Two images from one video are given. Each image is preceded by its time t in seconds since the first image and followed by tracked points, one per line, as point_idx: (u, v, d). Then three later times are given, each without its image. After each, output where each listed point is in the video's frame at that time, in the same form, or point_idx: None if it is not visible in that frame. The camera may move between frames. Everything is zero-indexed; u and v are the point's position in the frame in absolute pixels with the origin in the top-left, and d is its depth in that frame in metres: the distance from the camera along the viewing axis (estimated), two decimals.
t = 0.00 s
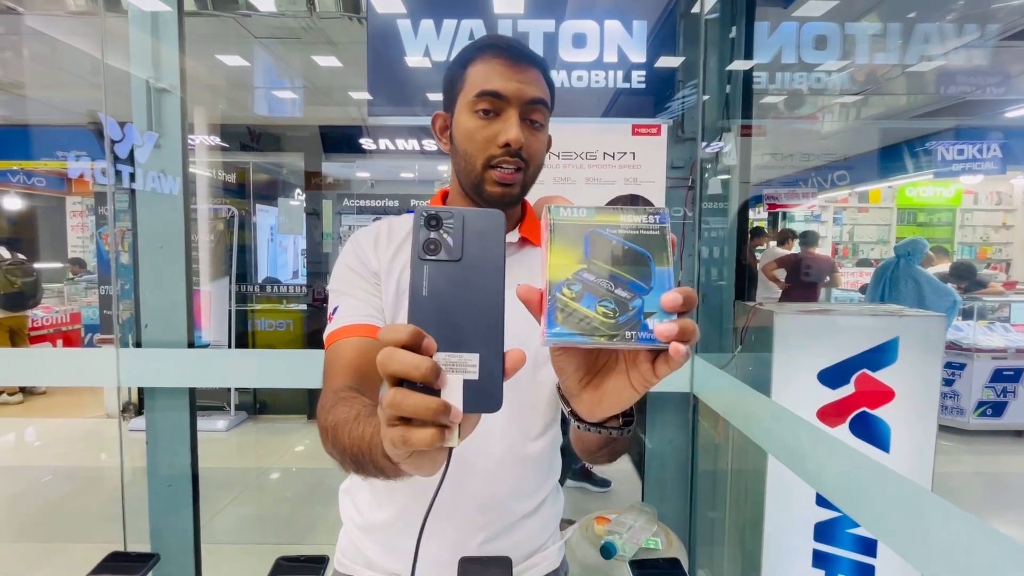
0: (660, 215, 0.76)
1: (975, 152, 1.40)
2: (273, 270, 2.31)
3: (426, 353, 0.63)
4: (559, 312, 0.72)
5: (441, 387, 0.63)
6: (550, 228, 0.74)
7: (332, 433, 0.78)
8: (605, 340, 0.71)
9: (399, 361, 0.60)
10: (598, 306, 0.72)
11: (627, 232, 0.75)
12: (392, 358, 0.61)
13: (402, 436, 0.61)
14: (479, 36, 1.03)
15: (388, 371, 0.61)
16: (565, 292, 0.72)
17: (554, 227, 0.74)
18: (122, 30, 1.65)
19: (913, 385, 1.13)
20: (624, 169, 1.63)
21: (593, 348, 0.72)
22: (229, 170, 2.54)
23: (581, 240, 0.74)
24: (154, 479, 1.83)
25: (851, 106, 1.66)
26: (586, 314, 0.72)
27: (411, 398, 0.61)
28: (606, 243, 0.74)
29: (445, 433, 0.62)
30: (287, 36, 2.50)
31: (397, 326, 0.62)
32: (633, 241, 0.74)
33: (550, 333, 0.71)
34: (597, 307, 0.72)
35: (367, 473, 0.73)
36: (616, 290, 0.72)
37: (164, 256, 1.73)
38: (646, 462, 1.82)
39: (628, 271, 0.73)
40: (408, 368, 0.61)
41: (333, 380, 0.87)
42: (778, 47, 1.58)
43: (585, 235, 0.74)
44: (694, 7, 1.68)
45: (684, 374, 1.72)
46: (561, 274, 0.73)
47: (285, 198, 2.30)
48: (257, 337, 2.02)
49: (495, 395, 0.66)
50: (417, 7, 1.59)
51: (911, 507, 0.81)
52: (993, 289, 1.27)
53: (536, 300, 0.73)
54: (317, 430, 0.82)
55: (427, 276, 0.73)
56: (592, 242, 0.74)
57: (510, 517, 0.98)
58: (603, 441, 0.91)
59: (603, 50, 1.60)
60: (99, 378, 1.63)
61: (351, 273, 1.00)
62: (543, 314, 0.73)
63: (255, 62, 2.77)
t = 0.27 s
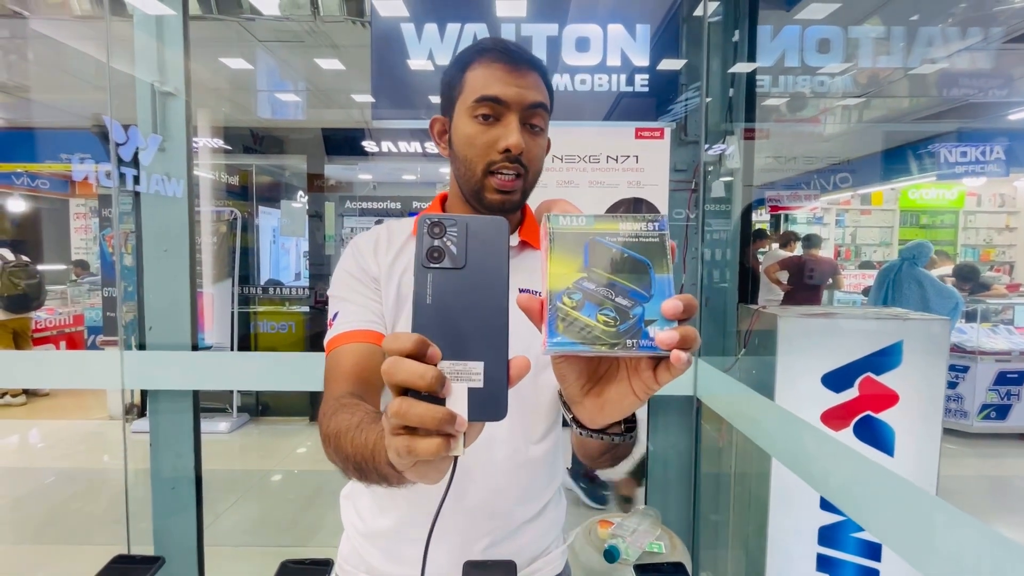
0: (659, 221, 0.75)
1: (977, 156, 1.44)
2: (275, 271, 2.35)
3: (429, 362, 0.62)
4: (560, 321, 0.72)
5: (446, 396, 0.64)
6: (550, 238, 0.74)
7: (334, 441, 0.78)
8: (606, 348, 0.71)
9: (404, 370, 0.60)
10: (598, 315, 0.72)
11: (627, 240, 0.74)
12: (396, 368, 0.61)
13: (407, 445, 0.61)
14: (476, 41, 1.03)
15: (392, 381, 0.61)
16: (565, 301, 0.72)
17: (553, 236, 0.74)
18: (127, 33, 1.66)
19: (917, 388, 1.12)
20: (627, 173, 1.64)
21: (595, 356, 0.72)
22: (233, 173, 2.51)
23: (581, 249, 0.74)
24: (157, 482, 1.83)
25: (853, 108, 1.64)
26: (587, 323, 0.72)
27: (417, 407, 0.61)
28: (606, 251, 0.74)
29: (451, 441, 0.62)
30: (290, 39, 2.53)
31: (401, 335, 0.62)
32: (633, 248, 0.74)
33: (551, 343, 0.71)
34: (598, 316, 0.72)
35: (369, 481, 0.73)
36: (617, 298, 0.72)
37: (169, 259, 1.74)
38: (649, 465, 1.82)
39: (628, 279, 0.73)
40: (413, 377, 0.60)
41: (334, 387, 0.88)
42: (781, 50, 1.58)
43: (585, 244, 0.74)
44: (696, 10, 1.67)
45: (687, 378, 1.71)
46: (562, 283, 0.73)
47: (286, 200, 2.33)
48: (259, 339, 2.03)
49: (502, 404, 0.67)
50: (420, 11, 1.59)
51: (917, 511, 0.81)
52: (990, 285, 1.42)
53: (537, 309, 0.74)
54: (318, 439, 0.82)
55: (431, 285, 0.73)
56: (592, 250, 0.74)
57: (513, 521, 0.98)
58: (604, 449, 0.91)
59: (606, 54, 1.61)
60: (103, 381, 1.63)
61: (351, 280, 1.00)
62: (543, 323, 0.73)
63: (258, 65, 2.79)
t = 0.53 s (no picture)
0: (655, 219, 0.75)
1: (979, 156, 1.33)
2: (276, 272, 2.36)
3: (427, 355, 0.63)
4: (559, 318, 0.72)
5: (446, 390, 0.64)
6: (546, 235, 0.74)
7: (335, 442, 0.78)
8: (605, 345, 0.71)
9: (404, 365, 0.61)
10: (597, 312, 0.72)
11: (624, 237, 0.75)
12: (395, 362, 0.61)
13: (407, 440, 0.61)
14: (475, 40, 1.03)
15: (392, 376, 0.61)
16: (564, 299, 0.72)
17: (550, 234, 0.75)
18: (130, 34, 1.67)
19: (920, 389, 1.12)
20: (629, 173, 1.64)
21: (594, 353, 0.72)
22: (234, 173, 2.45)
23: (578, 247, 0.74)
24: (159, 482, 1.83)
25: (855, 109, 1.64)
26: (586, 320, 0.72)
27: (416, 401, 0.61)
28: (603, 249, 0.74)
29: (451, 435, 0.62)
30: (292, 40, 2.54)
31: (400, 331, 0.62)
32: (630, 245, 0.74)
33: (551, 340, 0.71)
34: (597, 312, 0.72)
35: (370, 480, 0.73)
36: (615, 295, 0.72)
37: (171, 259, 1.74)
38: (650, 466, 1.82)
39: (625, 276, 0.73)
40: (412, 372, 0.61)
41: (333, 388, 0.88)
42: (783, 50, 1.57)
43: (582, 241, 0.74)
44: (698, 11, 1.70)
45: (688, 378, 1.72)
46: (559, 280, 0.73)
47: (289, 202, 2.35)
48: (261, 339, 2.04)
49: (501, 398, 0.66)
50: (423, 12, 1.59)
51: (920, 511, 0.81)
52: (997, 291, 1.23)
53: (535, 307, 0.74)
54: (318, 440, 0.82)
55: (428, 281, 0.73)
56: (589, 248, 0.74)
57: (513, 521, 0.98)
58: (603, 448, 0.91)
59: (608, 55, 1.62)
60: (105, 380, 1.64)
61: (350, 281, 1.00)
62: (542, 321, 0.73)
63: (261, 66, 2.80)
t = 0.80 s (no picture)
0: (655, 230, 0.76)
1: (982, 157, 1.31)
2: (279, 273, 2.34)
3: (436, 361, 0.63)
4: (557, 334, 0.72)
5: (452, 394, 0.64)
6: (545, 248, 0.75)
7: (338, 444, 0.78)
8: (603, 361, 0.71)
9: (412, 369, 0.61)
10: (595, 328, 0.72)
11: (624, 251, 0.75)
12: (403, 366, 0.61)
13: (414, 443, 0.61)
14: (476, 43, 1.03)
15: (400, 379, 0.61)
16: (562, 314, 0.72)
17: (549, 248, 0.75)
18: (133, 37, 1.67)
19: (923, 392, 1.12)
20: (631, 175, 1.64)
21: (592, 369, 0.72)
22: (236, 174, 2.45)
23: (576, 261, 0.74)
24: (161, 483, 1.83)
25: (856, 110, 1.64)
26: (584, 336, 0.71)
27: (424, 405, 0.61)
28: (602, 262, 0.74)
29: (458, 439, 0.62)
30: (295, 41, 2.55)
31: (407, 335, 0.63)
32: (629, 260, 0.74)
33: (549, 356, 0.71)
34: (595, 328, 0.71)
35: (374, 483, 0.73)
36: (614, 310, 0.72)
37: (174, 260, 1.74)
38: (652, 468, 1.81)
39: (625, 291, 0.73)
40: (421, 375, 0.61)
41: (334, 391, 0.89)
42: (785, 53, 1.58)
43: (580, 255, 0.75)
44: (700, 13, 1.69)
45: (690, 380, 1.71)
46: (557, 295, 0.73)
47: (291, 202, 2.33)
48: (263, 340, 2.04)
49: (506, 400, 0.66)
50: (425, 14, 1.60)
51: (922, 514, 0.81)
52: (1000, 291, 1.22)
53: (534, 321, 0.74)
54: (320, 442, 0.82)
55: (436, 284, 0.73)
56: (587, 262, 0.74)
57: (514, 523, 0.98)
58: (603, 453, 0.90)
59: (610, 57, 1.62)
60: (108, 381, 1.64)
61: (350, 284, 1.00)
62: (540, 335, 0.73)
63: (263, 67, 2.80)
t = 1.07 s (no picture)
0: (654, 223, 0.75)
1: (984, 157, 1.39)
2: (280, 273, 2.31)
3: (439, 361, 0.63)
4: (558, 326, 0.72)
5: (456, 393, 0.64)
6: (544, 243, 0.75)
7: (340, 444, 0.78)
8: (603, 352, 0.71)
9: (416, 368, 0.61)
10: (596, 319, 0.72)
11: (622, 243, 0.74)
12: (407, 365, 0.61)
13: (417, 443, 0.61)
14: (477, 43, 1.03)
15: (403, 378, 0.61)
16: (562, 306, 0.73)
17: (547, 242, 0.75)
18: (136, 37, 1.68)
19: (926, 392, 1.11)
20: (634, 175, 1.64)
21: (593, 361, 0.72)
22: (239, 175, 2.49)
23: (576, 253, 0.74)
24: (163, 483, 1.84)
25: (859, 111, 1.66)
26: (584, 327, 0.72)
27: (427, 404, 0.61)
28: (601, 254, 0.74)
29: (460, 439, 0.62)
30: (297, 42, 2.56)
31: (411, 334, 0.63)
32: (628, 252, 0.74)
33: (550, 348, 0.71)
34: (595, 320, 0.72)
35: (376, 482, 0.73)
36: (613, 301, 0.72)
37: (176, 260, 1.74)
38: (653, 468, 1.81)
39: (624, 283, 0.73)
40: (424, 375, 0.61)
41: (336, 390, 0.89)
42: (788, 53, 1.57)
43: (579, 247, 0.75)
44: (701, 13, 1.65)
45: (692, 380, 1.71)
46: (558, 287, 0.74)
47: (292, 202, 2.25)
48: (264, 340, 2.05)
49: (510, 400, 0.67)
50: (427, 15, 1.61)
51: (926, 515, 0.80)
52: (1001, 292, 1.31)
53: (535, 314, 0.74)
54: (322, 442, 0.83)
55: (440, 284, 0.73)
56: (586, 255, 0.74)
57: (516, 522, 0.98)
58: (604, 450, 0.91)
59: (612, 57, 1.62)
60: (110, 381, 1.64)
61: (350, 284, 1.00)
62: (540, 329, 0.73)
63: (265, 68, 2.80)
